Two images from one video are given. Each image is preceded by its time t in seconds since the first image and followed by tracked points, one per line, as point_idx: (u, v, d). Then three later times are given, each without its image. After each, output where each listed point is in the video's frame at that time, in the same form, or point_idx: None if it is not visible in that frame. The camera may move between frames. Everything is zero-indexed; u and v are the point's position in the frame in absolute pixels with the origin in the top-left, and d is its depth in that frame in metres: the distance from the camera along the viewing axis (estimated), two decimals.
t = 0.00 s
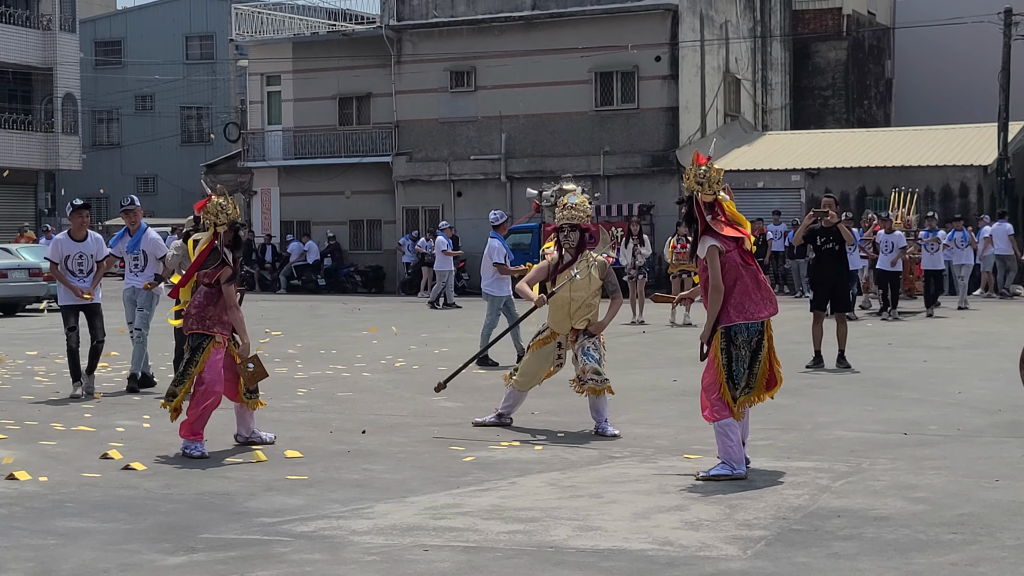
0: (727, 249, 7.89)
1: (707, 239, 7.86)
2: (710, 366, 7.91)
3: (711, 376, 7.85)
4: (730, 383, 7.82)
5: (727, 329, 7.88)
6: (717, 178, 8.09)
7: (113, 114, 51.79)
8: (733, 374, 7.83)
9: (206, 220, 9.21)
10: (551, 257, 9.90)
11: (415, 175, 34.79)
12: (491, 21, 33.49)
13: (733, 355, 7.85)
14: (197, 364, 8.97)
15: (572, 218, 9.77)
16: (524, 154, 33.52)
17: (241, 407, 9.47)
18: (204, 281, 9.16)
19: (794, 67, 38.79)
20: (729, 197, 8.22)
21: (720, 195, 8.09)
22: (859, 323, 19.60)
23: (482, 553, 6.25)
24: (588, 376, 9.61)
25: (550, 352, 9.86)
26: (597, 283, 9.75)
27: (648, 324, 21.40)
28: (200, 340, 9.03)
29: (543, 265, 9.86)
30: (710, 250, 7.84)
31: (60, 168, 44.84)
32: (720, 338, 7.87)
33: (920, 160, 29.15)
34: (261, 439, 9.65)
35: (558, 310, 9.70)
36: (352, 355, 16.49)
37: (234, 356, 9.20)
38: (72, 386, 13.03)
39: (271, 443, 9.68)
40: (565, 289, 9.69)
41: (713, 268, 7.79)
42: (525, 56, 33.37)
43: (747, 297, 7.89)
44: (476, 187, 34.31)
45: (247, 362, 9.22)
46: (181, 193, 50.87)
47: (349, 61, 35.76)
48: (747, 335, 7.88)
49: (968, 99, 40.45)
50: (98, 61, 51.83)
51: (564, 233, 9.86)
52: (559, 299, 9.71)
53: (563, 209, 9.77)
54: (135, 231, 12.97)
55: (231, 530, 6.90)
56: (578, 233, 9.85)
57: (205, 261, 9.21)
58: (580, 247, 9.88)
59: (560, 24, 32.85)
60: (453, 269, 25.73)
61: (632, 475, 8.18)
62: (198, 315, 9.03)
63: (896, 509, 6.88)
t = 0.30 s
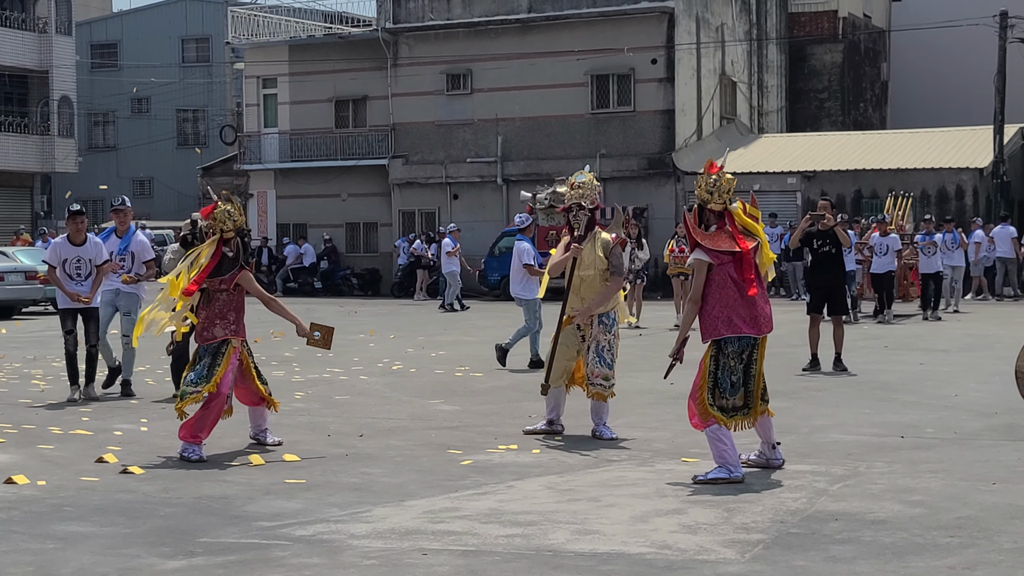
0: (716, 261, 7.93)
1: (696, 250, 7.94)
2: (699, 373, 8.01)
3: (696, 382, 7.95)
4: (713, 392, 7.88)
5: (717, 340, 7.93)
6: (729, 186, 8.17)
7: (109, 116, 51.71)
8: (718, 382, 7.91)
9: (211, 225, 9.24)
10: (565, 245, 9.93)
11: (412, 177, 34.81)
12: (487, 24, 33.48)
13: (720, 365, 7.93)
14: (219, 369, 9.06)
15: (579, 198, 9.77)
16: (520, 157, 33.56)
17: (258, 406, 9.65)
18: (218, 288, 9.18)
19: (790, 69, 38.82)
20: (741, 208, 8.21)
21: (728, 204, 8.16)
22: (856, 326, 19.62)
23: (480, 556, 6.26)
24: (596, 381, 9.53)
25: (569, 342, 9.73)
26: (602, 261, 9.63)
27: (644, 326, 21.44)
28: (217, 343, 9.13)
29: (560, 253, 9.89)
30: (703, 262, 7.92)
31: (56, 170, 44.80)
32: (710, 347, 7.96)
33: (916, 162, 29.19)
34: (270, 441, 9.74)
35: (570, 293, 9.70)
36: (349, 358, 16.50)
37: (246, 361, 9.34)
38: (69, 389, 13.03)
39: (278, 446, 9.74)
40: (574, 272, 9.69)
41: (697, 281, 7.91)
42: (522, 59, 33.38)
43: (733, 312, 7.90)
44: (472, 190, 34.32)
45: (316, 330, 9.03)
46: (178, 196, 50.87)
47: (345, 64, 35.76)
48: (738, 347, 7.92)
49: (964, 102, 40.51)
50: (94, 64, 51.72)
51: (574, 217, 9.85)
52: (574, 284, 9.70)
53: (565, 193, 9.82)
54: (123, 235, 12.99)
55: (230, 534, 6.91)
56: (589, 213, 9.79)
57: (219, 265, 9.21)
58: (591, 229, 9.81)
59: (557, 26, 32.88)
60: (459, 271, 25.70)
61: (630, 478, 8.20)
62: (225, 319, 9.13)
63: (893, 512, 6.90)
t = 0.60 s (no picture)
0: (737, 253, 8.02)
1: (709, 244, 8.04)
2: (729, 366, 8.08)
3: (728, 374, 8.01)
4: (746, 383, 7.97)
5: (744, 332, 8.01)
6: (736, 182, 8.22)
7: (104, 119, 51.64)
8: (751, 375, 7.98)
9: (224, 217, 9.50)
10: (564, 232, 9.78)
11: (407, 180, 34.84)
12: (482, 27, 33.45)
13: (752, 356, 8.00)
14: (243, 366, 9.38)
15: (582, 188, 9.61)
16: (515, 159, 33.61)
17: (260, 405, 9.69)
18: (227, 275, 9.44)
19: (784, 72, 38.90)
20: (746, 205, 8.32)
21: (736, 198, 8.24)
22: (851, 327, 19.67)
23: (478, 558, 6.28)
24: (602, 379, 9.57)
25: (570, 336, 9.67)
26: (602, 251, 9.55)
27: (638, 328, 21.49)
28: (231, 339, 9.38)
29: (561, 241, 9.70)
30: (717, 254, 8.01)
31: (51, 173, 44.74)
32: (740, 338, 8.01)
33: (910, 165, 29.27)
34: (266, 445, 9.76)
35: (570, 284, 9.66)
36: (345, 360, 16.51)
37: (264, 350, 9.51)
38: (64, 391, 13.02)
39: (275, 449, 9.76)
40: (575, 261, 9.60)
41: (709, 268, 7.94)
42: (517, 61, 33.41)
43: (752, 306, 8.01)
44: (468, 192, 34.35)
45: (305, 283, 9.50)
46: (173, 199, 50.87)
47: (341, 66, 35.77)
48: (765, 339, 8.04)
49: (958, 104, 40.63)
50: (88, 66, 51.53)
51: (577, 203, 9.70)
52: (575, 273, 9.64)
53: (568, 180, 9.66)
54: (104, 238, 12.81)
55: (228, 535, 6.93)
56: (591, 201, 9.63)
57: (228, 255, 9.49)
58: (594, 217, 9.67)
59: (552, 29, 32.89)
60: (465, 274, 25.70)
61: (627, 480, 8.22)
62: (233, 311, 9.41)
63: (889, 514, 6.93)
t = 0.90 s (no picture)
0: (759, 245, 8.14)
1: (746, 230, 8.07)
2: (741, 364, 8.13)
3: (744, 372, 8.07)
4: (762, 382, 8.07)
5: (757, 329, 8.11)
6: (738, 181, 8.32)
7: (97, 122, 51.62)
8: (767, 372, 8.08)
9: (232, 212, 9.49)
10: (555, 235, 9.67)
11: (401, 183, 34.85)
12: (476, 30, 33.44)
13: (765, 355, 8.09)
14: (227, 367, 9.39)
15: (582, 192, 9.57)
16: (509, 163, 33.65)
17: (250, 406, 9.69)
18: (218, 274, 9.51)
19: (778, 74, 38.97)
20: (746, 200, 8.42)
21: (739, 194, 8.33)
22: (845, 330, 19.70)
23: (473, 560, 6.30)
24: (599, 382, 9.56)
25: (565, 339, 9.62)
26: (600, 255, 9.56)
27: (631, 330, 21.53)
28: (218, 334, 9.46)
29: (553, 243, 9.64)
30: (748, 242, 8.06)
31: (45, 176, 44.71)
32: (754, 335, 8.09)
33: (903, 167, 29.31)
34: (263, 447, 9.76)
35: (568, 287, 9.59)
36: (339, 363, 16.52)
37: (251, 352, 9.49)
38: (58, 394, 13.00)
39: (273, 452, 9.77)
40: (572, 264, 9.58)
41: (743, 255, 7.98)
42: (511, 65, 33.42)
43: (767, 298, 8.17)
44: (461, 196, 34.38)
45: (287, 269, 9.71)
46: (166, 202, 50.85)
47: (335, 69, 35.79)
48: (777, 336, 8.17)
49: (952, 107, 40.69)
50: (82, 69, 51.61)
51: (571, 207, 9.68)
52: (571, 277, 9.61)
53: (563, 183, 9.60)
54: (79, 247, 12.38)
55: (224, 538, 6.94)
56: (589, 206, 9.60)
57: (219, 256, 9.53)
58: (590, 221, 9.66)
59: (546, 32, 32.90)
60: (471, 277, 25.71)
61: (621, 482, 8.24)
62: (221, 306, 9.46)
63: (883, 515, 6.95)
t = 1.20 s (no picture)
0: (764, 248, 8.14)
1: (757, 233, 8.01)
2: (731, 363, 8.11)
3: (734, 373, 8.05)
4: (749, 383, 8.05)
5: (752, 331, 8.07)
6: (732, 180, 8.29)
7: (90, 125, 51.57)
8: (754, 373, 8.06)
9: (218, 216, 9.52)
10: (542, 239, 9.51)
11: (394, 186, 34.80)
12: (469, 33, 33.43)
13: (756, 357, 8.07)
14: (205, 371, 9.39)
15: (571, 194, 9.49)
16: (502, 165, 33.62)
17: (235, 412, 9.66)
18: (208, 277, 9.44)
19: (771, 77, 38.98)
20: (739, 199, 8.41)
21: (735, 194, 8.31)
22: (837, 333, 19.69)
23: (462, 564, 6.27)
24: (587, 386, 9.58)
25: (550, 343, 9.52)
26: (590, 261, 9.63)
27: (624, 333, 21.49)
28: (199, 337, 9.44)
29: (537, 246, 9.46)
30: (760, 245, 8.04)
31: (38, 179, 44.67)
32: (746, 337, 8.05)
33: (895, 170, 29.34)
34: (252, 451, 9.73)
35: (559, 290, 9.48)
36: (331, 367, 16.48)
37: (234, 359, 9.44)
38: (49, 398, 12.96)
39: (262, 455, 9.75)
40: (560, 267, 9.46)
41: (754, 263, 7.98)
42: (504, 68, 33.40)
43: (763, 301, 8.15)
44: (454, 199, 34.35)
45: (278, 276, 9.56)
46: (159, 205, 50.76)
47: (327, 72, 35.76)
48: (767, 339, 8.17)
49: (945, 109, 40.70)
50: (75, 72, 51.56)
51: (555, 213, 9.63)
52: (560, 280, 9.47)
53: (553, 188, 9.48)
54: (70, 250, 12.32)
55: (212, 543, 6.91)
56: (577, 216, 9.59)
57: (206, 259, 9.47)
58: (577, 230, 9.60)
59: (538, 35, 32.90)
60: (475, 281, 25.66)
61: (611, 485, 8.21)
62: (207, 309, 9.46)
63: (873, 519, 6.93)
